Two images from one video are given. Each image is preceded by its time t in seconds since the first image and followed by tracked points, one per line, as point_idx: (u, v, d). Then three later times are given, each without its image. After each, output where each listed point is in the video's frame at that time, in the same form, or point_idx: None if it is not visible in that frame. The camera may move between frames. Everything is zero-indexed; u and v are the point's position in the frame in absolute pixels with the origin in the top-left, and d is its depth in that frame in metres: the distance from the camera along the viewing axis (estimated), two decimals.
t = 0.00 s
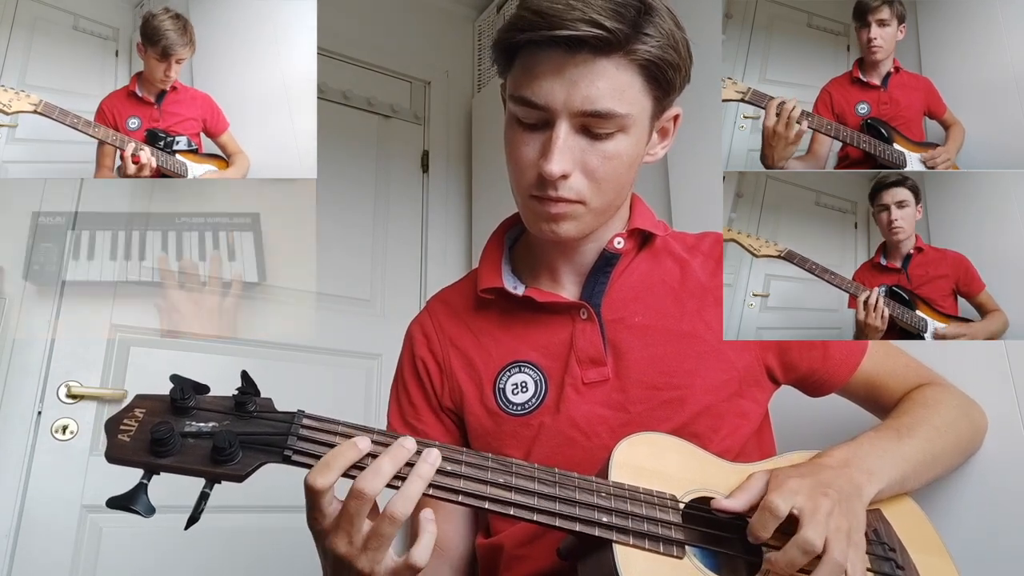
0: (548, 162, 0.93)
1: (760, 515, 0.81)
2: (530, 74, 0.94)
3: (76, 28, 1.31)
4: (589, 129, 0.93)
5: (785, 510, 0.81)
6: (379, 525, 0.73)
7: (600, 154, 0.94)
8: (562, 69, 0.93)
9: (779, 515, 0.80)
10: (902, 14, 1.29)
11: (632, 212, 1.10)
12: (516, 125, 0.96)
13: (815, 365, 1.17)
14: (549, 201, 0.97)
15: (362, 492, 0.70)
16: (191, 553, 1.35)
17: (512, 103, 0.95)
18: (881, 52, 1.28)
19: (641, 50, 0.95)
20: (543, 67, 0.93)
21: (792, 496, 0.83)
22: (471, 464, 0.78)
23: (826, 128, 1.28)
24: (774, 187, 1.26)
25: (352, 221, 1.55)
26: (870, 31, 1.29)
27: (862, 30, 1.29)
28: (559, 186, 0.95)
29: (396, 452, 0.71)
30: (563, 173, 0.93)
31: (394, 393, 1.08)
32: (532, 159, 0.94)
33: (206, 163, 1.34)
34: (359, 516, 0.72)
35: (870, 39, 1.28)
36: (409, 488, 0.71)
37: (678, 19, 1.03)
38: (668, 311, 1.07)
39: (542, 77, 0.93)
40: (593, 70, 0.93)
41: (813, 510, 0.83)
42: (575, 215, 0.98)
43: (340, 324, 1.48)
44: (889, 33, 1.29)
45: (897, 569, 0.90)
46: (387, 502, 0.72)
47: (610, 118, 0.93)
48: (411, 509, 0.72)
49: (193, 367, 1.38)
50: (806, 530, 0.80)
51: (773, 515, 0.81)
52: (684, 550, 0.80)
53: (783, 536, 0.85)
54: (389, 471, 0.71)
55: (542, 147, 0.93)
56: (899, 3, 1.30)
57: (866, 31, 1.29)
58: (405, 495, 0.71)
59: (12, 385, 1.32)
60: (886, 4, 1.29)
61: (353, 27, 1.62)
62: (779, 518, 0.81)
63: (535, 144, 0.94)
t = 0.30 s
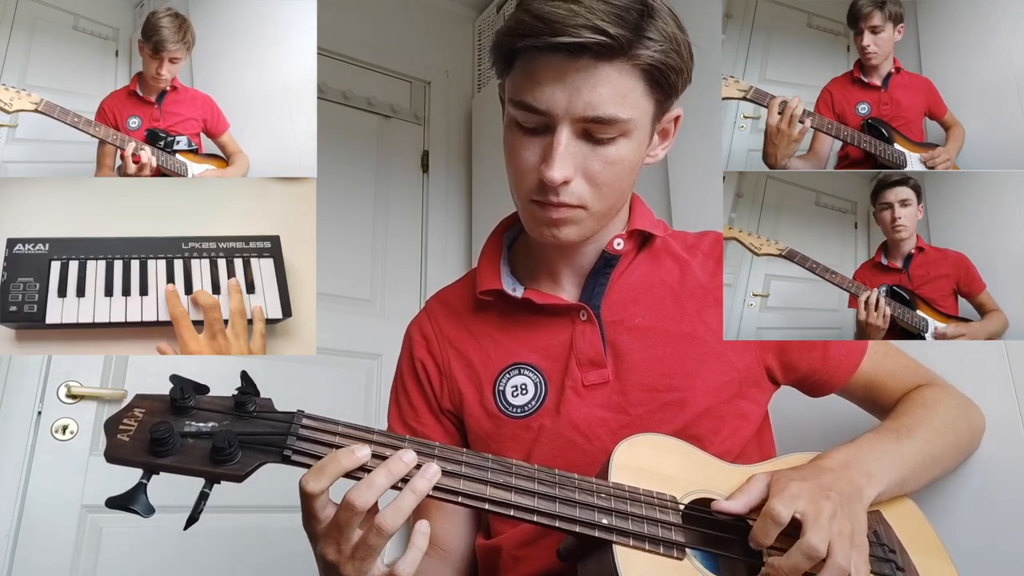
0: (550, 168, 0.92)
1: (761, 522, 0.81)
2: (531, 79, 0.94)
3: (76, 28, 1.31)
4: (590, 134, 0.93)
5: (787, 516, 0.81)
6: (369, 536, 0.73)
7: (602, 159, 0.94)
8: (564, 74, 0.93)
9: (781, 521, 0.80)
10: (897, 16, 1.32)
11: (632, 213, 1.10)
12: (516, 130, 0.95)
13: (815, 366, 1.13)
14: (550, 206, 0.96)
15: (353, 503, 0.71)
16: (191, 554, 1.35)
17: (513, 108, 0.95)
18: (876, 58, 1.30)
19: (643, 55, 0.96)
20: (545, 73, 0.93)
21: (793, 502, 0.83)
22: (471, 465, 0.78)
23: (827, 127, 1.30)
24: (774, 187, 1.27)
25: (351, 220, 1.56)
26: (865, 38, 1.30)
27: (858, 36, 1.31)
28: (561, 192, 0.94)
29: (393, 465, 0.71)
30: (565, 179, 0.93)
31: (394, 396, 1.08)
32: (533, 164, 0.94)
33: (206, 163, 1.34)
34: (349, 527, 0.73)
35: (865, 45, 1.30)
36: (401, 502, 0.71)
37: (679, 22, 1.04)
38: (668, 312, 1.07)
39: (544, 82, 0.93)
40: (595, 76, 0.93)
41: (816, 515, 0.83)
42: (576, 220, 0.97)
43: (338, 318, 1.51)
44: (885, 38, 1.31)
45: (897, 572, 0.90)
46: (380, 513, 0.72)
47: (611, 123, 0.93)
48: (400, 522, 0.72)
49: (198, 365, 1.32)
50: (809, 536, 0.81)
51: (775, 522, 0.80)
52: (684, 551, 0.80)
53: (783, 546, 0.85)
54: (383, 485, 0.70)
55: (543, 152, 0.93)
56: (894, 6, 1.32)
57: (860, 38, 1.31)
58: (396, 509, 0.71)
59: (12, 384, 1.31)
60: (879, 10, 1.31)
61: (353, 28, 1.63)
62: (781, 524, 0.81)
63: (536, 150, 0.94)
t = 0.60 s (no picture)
0: (551, 162, 0.92)
1: (762, 516, 0.81)
2: (533, 72, 0.94)
3: (76, 28, 1.31)
4: (592, 129, 0.93)
5: (787, 512, 0.80)
6: (369, 534, 0.73)
7: (604, 154, 0.94)
8: (566, 67, 0.93)
9: (781, 516, 0.80)
10: (897, 14, 1.31)
11: (632, 213, 1.10)
12: (518, 124, 0.95)
13: (815, 366, 1.13)
14: (552, 202, 0.96)
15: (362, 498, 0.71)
16: (191, 554, 1.35)
17: (515, 102, 0.95)
18: (875, 54, 1.30)
19: (645, 50, 0.95)
20: (547, 66, 0.93)
21: (792, 497, 0.82)
22: (470, 464, 0.77)
23: (827, 129, 1.29)
24: (774, 186, 1.27)
25: (352, 220, 1.56)
26: (863, 33, 1.31)
27: (858, 32, 1.31)
28: (562, 186, 0.94)
29: (405, 463, 0.71)
30: (567, 173, 0.93)
31: (393, 395, 1.07)
32: (535, 158, 0.94)
33: (206, 163, 1.34)
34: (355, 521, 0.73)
35: (863, 40, 1.30)
36: (406, 505, 0.71)
37: (680, 18, 1.04)
38: (668, 311, 1.08)
39: (546, 75, 0.93)
40: (597, 69, 0.93)
41: (814, 510, 0.82)
42: (578, 216, 0.97)
43: (336, 320, 1.50)
44: (885, 34, 1.31)
45: (896, 571, 0.90)
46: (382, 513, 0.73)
47: (613, 118, 0.93)
48: (401, 525, 0.73)
49: (199, 365, 1.29)
50: (808, 531, 0.81)
51: (775, 518, 0.80)
52: (683, 550, 0.80)
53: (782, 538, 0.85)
54: (392, 484, 0.70)
55: (545, 146, 0.93)
56: (897, 3, 1.31)
57: (859, 32, 1.31)
58: (400, 510, 0.72)
59: (12, 383, 1.31)
60: (880, 5, 1.31)
61: (353, 28, 1.63)
62: (781, 519, 0.80)
63: (537, 144, 0.94)
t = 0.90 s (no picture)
0: (552, 160, 0.92)
1: (762, 504, 0.83)
2: (533, 71, 0.94)
3: (76, 28, 1.31)
4: (592, 128, 0.93)
5: (787, 500, 0.82)
6: (374, 536, 0.73)
7: (604, 152, 0.94)
8: (566, 66, 0.93)
9: (781, 504, 0.81)
10: (897, 14, 1.31)
11: (632, 213, 1.10)
12: (518, 123, 0.96)
13: (815, 367, 1.12)
14: (552, 201, 0.96)
15: (358, 504, 0.70)
16: (191, 554, 1.35)
17: (515, 101, 0.95)
18: (875, 53, 1.30)
19: (645, 48, 0.95)
20: (547, 64, 0.93)
21: (792, 488, 0.83)
22: (470, 464, 0.77)
23: (827, 130, 1.30)
24: (774, 187, 1.27)
25: (352, 220, 1.56)
26: (863, 32, 1.30)
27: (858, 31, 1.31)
28: (562, 185, 0.94)
29: (402, 468, 0.70)
30: (567, 172, 0.93)
31: (394, 394, 1.08)
32: (535, 157, 0.94)
33: (206, 163, 1.34)
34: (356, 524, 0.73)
35: (863, 38, 1.30)
36: (410, 508, 0.70)
37: (679, 17, 1.04)
38: (668, 311, 1.07)
39: (546, 74, 0.93)
40: (597, 68, 0.93)
41: (814, 502, 0.83)
42: (578, 215, 0.97)
43: (336, 320, 1.51)
44: (884, 33, 1.30)
45: (897, 571, 0.90)
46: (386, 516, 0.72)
47: (613, 116, 0.93)
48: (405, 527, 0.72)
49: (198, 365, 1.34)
50: (807, 522, 0.81)
51: (774, 505, 0.82)
52: (683, 549, 0.80)
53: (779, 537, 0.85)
54: (391, 489, 0.70)
55: (545, 145, 0.93)
56: (893, 3, 1.31)
57: (859, 31, 1.31)
58: (404, 513, 0.71)
59: (12, 382, 1.31)
60: (879, 4, 1.31)
61: (353, 27, 1.62)
62: (780, 508, 0.82)
63: (537, 143, 0.94)
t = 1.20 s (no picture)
0: (551, 161, 0.92)
1: (760, 507, 0.82)
2: (533, 71, 0.94)
3: (76, 28, 1.31)
4: (592, 128, 0.93)
5: (785, 503, 0.82)
6: (401, 535, 0.72)
7: (603, 153, 0.94)
8: (566, 66, 0.93)
9: (778, 507, 0.81)
10: (898, 13, 1.31)
11: (633, 213, 1.10)
12: (518, 123, 0.96)
13: (815, 367, 1.13)
14: (553, 202, 0.96)
15: (382, 511, 0.70)
16: (191, 554, 1.35)
17: (516, 101, 0.95)
18: (876, 52, 1.30)
19: (645, 49, 0.95)
20: (547, 65, 0.93)
21: (790, 492, 0.83)
22: (471, 464, 0.78)
23: (827, 130, 1.30)
24: (774, 187, 1.27)
25: (351, 220, 1.56)
26: (864, 31, 1.31)
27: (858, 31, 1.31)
28: (562, 185, 0.94)
29: (417, 471, 0.71)
30: (567, 172, 0.93)
31: (394, 394, 1.08)
32: (536, 158, 0.94)
33: (206, 163, 1.34)
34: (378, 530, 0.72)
35: (864, 37, 1.30)
36: (436, 503, 0.71)
37: (679, 17, 1.04)
38: (668, 311, 1.07)
39: (546, 74, 0.93)
40: (597, 68, 0.93)
41: (811, 506, 0.82)
42: (578, 216, 0.97)
43: (337, 319, 1.50)
44: (885, 32, 1.31)
45: (897, 572, 0.90)
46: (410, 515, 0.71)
47: (613, 116, 0.93)
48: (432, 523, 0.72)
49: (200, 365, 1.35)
50: (803, 526, 0.81)
51: (772, 508, 0.82)
52: (683, 550, 0.80)
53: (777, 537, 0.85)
54: (411, 491, 0.70)
55: (545, 145, 0.93)
56: (894, 3, 1.31)
57: (859, 31, 1.31)
58: (430, 510, 0.70)
59: (12, 382, 1.31)
60: (880, 3, 1.31)
61: (353, 28, 1.62)
62: (778, 511, 0.82)
63: (538, 143, 0.94)
